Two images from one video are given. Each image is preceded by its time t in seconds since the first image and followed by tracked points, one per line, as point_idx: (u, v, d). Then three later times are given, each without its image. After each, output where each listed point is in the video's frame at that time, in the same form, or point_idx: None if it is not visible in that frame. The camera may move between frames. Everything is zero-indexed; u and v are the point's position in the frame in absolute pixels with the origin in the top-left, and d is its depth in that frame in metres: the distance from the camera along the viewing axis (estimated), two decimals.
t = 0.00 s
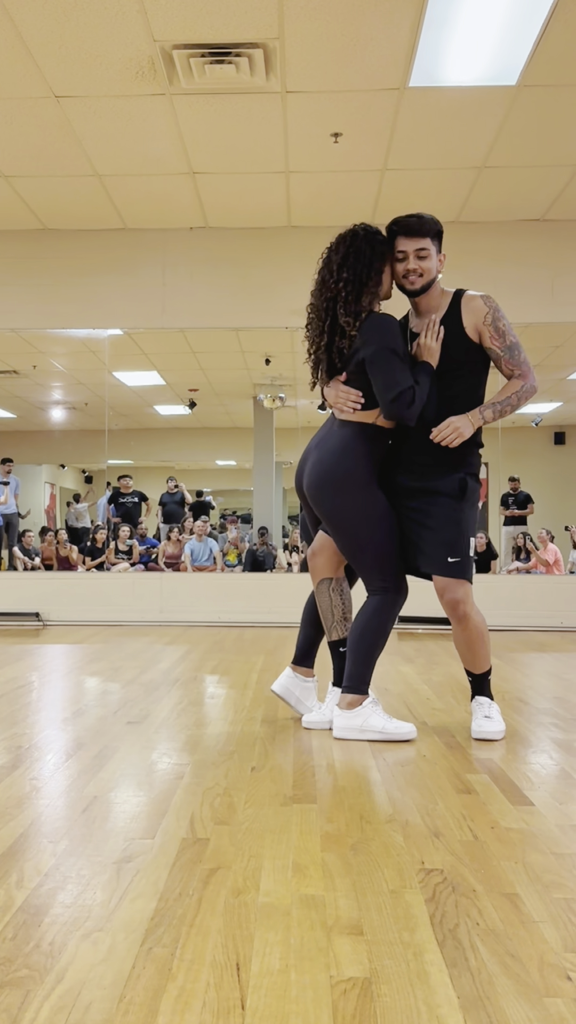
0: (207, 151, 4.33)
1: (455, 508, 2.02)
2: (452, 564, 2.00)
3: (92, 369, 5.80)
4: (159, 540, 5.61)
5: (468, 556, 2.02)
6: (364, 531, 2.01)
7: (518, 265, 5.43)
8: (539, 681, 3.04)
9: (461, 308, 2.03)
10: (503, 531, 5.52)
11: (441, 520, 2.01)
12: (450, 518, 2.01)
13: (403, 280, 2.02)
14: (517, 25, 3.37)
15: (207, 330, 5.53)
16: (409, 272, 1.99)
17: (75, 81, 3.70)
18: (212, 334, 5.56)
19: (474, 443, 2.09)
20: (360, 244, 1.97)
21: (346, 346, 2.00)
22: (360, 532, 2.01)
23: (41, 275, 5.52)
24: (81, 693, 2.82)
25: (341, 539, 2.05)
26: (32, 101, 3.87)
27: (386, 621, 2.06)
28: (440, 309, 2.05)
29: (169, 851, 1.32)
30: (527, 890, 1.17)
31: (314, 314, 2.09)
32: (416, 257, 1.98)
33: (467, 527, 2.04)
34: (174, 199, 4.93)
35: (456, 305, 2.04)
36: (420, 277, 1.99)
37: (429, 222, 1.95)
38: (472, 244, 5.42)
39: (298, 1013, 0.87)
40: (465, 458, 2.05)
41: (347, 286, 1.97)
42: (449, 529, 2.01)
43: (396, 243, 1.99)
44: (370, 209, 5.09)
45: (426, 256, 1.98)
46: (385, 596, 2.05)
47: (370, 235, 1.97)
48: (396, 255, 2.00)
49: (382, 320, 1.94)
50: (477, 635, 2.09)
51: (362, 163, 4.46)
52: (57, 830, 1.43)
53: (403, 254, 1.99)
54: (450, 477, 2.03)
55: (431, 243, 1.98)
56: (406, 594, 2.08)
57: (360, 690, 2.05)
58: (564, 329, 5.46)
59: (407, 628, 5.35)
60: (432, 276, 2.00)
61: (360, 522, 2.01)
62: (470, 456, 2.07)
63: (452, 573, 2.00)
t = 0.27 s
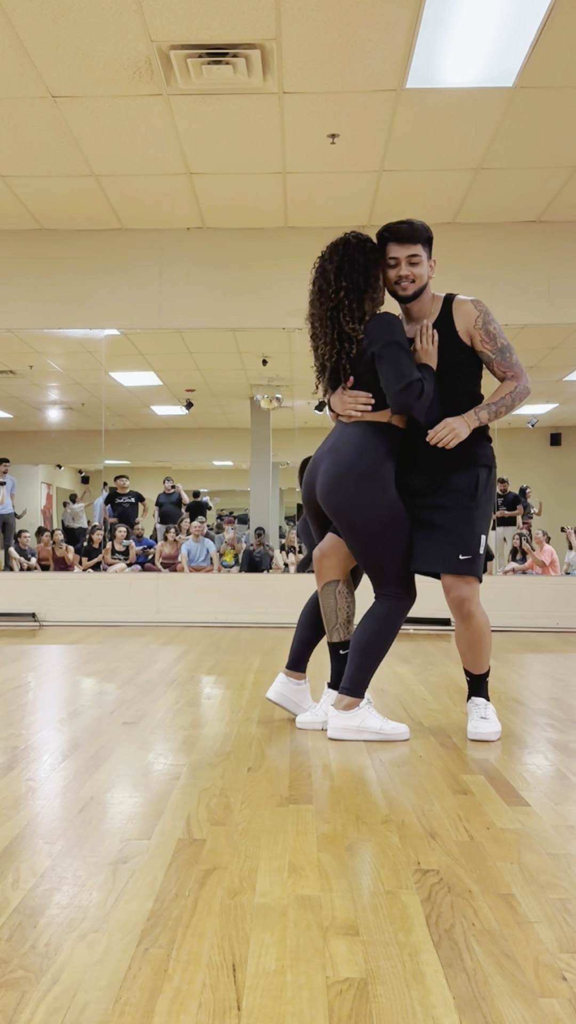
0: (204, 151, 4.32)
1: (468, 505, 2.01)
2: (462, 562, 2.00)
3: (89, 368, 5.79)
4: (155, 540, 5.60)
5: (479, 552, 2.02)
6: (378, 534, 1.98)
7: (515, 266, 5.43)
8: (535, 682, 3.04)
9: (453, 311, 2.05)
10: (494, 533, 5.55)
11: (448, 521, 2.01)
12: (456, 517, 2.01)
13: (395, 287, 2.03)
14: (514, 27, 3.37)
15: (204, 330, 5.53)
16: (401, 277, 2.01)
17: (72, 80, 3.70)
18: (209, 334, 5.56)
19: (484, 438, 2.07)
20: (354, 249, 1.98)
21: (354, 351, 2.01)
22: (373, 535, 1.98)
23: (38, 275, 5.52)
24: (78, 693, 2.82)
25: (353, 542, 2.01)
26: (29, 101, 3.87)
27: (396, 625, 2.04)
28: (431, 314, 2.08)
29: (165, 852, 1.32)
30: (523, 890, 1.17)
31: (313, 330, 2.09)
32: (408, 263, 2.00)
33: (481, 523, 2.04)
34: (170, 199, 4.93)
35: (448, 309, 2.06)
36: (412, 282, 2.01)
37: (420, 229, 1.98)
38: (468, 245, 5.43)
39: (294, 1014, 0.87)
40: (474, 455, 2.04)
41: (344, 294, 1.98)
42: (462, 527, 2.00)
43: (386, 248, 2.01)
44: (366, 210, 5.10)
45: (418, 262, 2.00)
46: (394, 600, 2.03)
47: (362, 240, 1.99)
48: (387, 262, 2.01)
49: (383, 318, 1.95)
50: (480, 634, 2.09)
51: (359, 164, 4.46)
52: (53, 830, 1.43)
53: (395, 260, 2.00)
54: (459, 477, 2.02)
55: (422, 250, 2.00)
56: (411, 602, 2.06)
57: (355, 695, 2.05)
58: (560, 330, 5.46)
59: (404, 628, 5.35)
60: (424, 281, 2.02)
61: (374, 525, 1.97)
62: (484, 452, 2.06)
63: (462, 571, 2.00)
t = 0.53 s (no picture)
0: (200, 151, 4.31)
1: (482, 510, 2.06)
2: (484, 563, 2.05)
3: (85, 369, 5.79)
4: (151, 541, 5.60)
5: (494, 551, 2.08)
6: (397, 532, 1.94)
7: (510, 267, 5.44)
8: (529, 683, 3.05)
9: (433, 320, 2.07)
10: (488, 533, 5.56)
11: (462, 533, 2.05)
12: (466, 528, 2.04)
13: (375, 295, 2.03)
14: (509, 29, 3.38)
15: (200, 331, 5.53)
16: (382, 286, 2.00)
17: (68, 80, 3.70)
18: (205, 335, 5.56)
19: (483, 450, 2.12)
20: (332, 261, 1.97)
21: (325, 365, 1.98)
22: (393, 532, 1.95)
23: (33, 275, 5.51)
24: (74, 693, 2.82)
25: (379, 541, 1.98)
26: (25, 101, 3.87)
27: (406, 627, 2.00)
28: (413, 321, 2.07)
29: (160, 853, 1.32)
30: (517, 891, 1.17)
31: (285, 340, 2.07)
32: (388, 273, 1.98)
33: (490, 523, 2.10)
34: (165, 200, 4.93)
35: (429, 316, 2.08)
36: (393, 291, 2.01)
37: (398, 238, 1.96)
38: (464, 247, 5.43)
39: (288, 1014, 0.87)
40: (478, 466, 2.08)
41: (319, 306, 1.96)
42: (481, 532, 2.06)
43: (364, 259, 2.00)
44: (361, 211, 5.10)
45: (398, 271, 1.99)
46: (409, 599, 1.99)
47: (340, 251, 1.97)
48: (367, 271, 2.00)
49: (357, 329, 1.94)
50: (483, 634, 2.11)
51: (355, 165, 4.46)
52: (48, 832, 1.42)
53: (375, 270, 1.99)
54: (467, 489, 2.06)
55: (402, 257, 1.98)
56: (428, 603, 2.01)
57: (354, 696, 2.04)
58: (555, 331, 5.47)
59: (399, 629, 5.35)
60: (405, 288, 2.01)
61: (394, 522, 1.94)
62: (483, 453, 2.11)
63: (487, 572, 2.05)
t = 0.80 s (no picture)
0: (196, 151, 4.30)
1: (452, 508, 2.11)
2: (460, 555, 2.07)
3: (79, 369, 5.78)
4: (145, 541, 5.60)
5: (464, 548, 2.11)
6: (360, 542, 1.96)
7: (505, 270, 5.44)
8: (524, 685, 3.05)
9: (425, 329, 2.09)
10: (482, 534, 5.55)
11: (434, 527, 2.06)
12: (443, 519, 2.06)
13: (363, 310, 2.04)
14: (504, 33, 3.39)
15: (195, 332, 5.54)
16: (369, 303, 2.01)
17: (64, 81, 3.69)
18: (200, 336, 5.56)
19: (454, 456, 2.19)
20: (323, 272, 1.98)
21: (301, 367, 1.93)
22: (358, 545, 1.96)
23: (28, 275, 5.51)
24: (68, 695, 2.82)
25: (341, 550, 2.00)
26: (20, 102, 3.86)
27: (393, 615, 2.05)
28: (403, 332, 2.09)
29: (154, 855, 1.32)
30: (511, 892, 1.17)
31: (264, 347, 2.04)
32: (376, 288, 1.99)
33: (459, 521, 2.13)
34: (160, 201, 4.93)
35: (420, 324, 2.10)
36: (381, 307, 2.02)
37: (386, 253, 1.96)
38: (458, 249, 5.44)
39: (283, 1015, 0.87)
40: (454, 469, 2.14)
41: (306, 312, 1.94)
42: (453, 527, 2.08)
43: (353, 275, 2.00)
44: (356, 213, 5.10)
45: (385, 287, 2.00)
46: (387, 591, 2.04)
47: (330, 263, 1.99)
48: (355, 286, 2.01)
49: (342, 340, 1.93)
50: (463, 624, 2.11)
51: (350, 167, 4.45)
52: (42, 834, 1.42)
53: (364, 285, 2.00)
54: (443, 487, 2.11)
55: (390, 273, 2.00)
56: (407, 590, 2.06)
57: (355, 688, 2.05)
58: (549, 334, 5.48)
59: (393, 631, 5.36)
60: (392, 304, 2.03)
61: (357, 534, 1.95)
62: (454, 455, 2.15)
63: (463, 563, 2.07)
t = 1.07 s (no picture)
0: (189, 152, 4.29)
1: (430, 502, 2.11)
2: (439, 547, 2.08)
3: (73, 370, 5.77)
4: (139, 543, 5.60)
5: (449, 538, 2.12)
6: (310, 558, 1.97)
7: (498, 273, 5.45)
8: (516, 687, 3.06)
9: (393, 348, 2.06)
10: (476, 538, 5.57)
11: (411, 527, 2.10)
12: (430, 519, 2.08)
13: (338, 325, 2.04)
14: (496, 38, 3.39)
15: (189, 334, 5.53)
16: (347, 318, 2.02)
17: (57, 80, 3.68)
18: (193, 337, 5.55)
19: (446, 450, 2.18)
20: (313, 284, 1.96)
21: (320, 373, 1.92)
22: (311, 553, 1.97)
23: (21, 276, 5.50)
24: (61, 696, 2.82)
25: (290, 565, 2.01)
26: (13, 101, 3.85)
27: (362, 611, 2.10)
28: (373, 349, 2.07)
29: (145, 857, 1.32)
30: (501, 894, 1.17)
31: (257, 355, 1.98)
32: (355, 303, 2.00)
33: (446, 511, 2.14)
34: (154, 202, 4.93)
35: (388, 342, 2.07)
36: (357, 321, 2.03)
37: (367, 271, 1.97)
38: (451, 252, 5.45)
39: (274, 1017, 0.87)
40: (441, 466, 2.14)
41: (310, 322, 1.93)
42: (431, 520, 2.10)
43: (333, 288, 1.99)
44: (349, 216, 5.10)
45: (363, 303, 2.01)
46: (355, 590, 2.08)
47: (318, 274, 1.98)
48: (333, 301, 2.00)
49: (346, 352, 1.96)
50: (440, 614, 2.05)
51: (342, 170, 4.46)
52: (33, 836, 1.42)
53: (343, 300, 2.00)
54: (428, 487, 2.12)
55: (368, 291, 2.01)
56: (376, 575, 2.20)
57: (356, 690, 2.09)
58: (542, 337, 5.49)
59: (385, 633, 5.36)
60: (366, 320, 2.04)
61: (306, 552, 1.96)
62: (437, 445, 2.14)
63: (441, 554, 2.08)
